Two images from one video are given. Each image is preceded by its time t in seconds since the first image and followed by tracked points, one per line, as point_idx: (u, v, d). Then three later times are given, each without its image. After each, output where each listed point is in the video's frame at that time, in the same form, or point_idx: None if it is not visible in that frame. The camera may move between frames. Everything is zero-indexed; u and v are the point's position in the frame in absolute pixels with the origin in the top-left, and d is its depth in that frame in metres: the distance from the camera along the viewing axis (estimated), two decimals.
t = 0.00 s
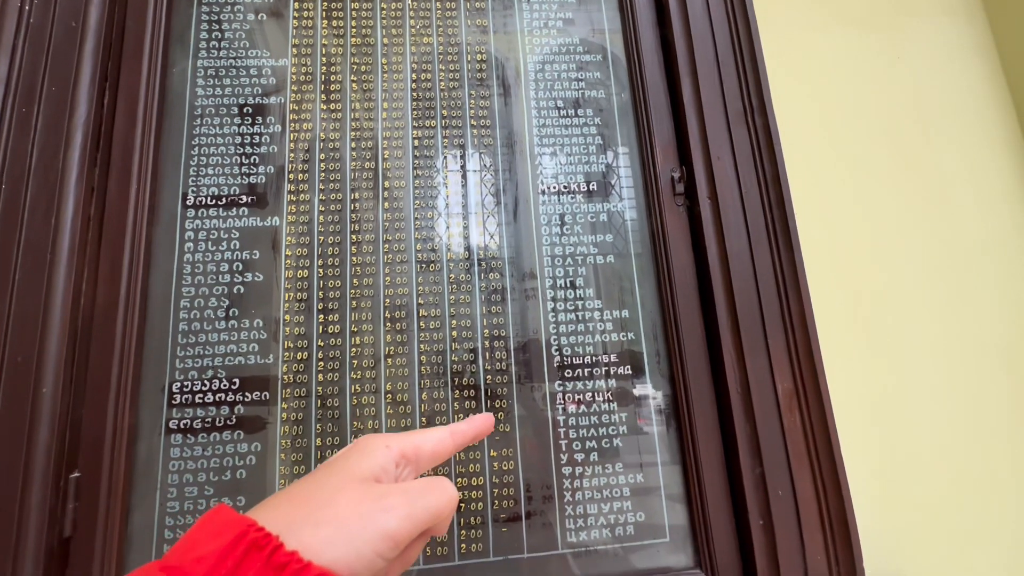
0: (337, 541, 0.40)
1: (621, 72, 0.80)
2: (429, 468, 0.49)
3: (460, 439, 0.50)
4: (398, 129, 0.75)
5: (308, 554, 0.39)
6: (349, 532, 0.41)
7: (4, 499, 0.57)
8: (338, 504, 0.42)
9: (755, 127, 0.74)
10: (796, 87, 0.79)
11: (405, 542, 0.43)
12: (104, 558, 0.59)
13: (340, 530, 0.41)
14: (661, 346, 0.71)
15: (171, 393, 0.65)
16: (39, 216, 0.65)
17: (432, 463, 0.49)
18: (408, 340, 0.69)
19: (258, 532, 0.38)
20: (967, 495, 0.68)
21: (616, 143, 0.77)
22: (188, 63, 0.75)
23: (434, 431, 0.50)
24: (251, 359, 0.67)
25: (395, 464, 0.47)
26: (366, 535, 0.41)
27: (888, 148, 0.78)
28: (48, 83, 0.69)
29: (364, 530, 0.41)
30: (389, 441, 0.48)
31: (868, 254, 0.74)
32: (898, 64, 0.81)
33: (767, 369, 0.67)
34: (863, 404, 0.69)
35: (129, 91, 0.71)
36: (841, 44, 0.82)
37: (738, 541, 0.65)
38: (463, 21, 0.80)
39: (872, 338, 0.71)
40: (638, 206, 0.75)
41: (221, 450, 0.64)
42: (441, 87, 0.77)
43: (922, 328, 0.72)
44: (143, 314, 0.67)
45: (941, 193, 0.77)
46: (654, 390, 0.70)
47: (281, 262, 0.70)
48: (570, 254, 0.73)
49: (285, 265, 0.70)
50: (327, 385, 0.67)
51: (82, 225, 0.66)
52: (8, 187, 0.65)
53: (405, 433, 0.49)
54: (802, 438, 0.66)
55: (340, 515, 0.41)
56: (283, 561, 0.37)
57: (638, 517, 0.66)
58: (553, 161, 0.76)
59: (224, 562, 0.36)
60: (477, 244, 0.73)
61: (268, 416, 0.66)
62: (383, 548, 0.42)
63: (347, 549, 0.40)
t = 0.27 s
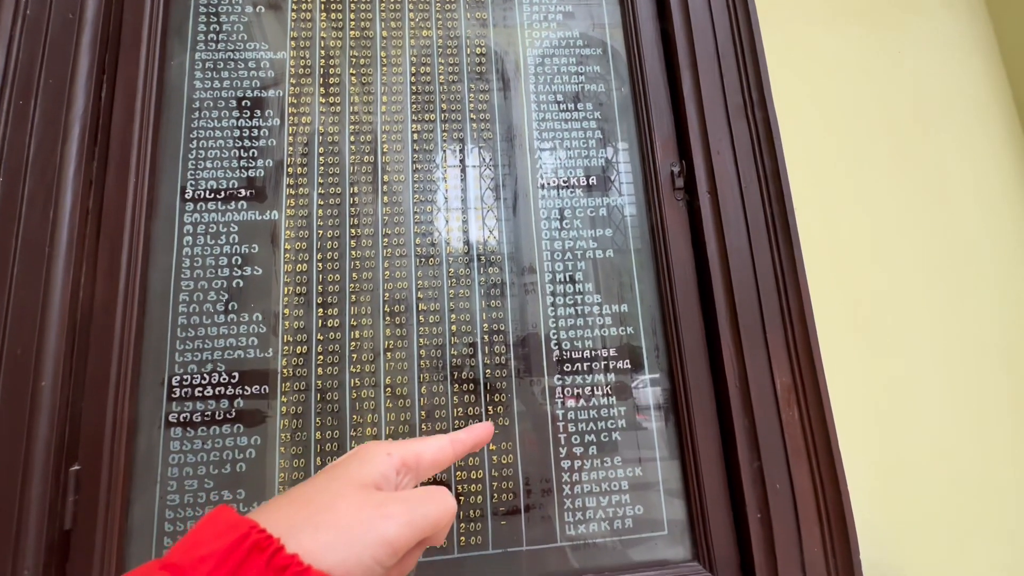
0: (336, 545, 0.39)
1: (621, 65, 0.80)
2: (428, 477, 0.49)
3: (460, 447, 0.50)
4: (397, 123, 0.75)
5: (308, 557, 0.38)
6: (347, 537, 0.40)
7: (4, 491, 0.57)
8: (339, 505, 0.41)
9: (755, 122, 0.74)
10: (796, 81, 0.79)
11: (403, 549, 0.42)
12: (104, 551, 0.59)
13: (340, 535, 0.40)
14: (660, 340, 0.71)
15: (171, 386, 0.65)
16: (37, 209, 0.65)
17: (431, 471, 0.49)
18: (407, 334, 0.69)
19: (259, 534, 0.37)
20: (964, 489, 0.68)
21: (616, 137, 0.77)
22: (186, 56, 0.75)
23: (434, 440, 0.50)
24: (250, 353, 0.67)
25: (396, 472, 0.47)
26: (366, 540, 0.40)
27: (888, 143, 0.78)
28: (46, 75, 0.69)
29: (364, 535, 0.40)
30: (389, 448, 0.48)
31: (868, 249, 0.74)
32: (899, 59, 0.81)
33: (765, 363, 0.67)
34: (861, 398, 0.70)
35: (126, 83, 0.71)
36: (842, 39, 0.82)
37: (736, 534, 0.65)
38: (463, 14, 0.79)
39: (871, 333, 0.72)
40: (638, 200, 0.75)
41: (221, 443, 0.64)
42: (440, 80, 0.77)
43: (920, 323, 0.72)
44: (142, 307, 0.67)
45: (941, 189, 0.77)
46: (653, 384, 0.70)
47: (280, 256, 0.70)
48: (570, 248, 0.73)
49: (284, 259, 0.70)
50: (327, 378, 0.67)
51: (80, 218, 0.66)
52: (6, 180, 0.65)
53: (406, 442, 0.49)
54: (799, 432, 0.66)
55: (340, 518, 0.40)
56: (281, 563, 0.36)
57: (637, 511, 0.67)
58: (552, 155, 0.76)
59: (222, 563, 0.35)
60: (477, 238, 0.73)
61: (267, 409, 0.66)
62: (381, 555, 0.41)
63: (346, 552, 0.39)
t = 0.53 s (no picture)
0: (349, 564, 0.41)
1: (620, 62, 0.80)
2: (434, 496, 0.51)
3: (466, 468, 0.52)
4: (396, 119, 0.75)
5: None
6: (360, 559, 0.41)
7: (7, 485, 0.58)
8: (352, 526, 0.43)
9: (754, 119, 0.74)
10: (795, 79, 0.79)
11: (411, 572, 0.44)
12: (105, 545, 0.59)
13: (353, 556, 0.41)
14: (658, 337, 0.72)
15: (171, 381, 0.65)
16: (37, 205, 0.65)
17: (438, 490, 0.51)
18: (406, 330, 0.69)
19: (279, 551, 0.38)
20: (959, 485, 0.68)
21: (615, 134, 0.77)
22: (185, 51, 0.75)
23: (443, 460, 0.51)
24: (250, 348, 0.67)
25: (405, 491, 0.48)
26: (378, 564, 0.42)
27: (887, 140, 0.78)
28: (45, 70, 0.68)
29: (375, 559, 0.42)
30: (400, 468, 0.49)
31: (866, 247, 0.74)
32: (898, 56, 0.81)
33: (762, 359, 0.68)
34: (858, 394, 0.70)
35: (125, 78, 0.71)
36: (841, 36, 0.82)
37: (732, 529, 0.66)
38: (463, 10, 0.79)
39: (868, 330, 0.72)
40: (637, 197, 0.76)
41: (221, 439, 0.65)
42: (440, 77, 0.77)
43: (917, 320, 0.73)
44: (142, 303, 0.67)
45: (939, 186, 0.77)
46: (651, 380, 0.70)
47: (280, 252, 0.70)
48: (569, 245, 0.74)
49: (283, 255, 0.70)
50: (327, 374, 0.67)
51: (80, 214, 0.66)
52: (6, 175, 0.65)
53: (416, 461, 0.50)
54: (796, 428, 0.66)
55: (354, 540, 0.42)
56: None
57: (634, 506, 0.67)
58: (552, 151, 0.76)
59: None
60: (476, 235, 0.73)
61: (267, 405, 0.66)
62: None
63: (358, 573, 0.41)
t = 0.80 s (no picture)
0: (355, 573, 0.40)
1: (619, 60, 0.80)
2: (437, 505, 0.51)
3: (468, 477, 0.52)
4: (396, 117, 0.75)
5: None
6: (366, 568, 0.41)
7: (8, 480, 0.58)
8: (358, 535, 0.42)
9: (752, 117, 0.75)
10: (793, 78, 0.79)
11: None
12: (106, 539, 0.60)
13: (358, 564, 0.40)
14: (655, 335, 0.72)
15: (171, 378, 0.66)
16: (37, 201, 0.65)
17: (441, 500, 0.51)
18: (405, 327, 0.70)
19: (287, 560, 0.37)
20: (954, 482, 0.69)
21: (614, 133, 0.77)
22: (185, 48, 0.75)
23: (446, 469, 0.51)
24: (250, 345, 0.67)
25: (411, 500, 0.48)
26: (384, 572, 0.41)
27: (884, 139, 0.78)
28: (44, 67, 0.69)
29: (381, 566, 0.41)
30: (405, 477, 0.49)
31: (862, 246, 0.75)
32: (896, 56, 0.82)
33: (759, 357, 0.68)
34: (854, 392, 0.71)
35: (125, 75, 0.71)
36: (840, 35, 0.82)
37: (728, 525, 0.66)
38: (462, 8, 0.80)
39: (864, 328, 0.72)
40: (635, 196, 0.76)
41: (220, 435, 0.65)
42: (439, 75, 0.77)
43: (913, 318, 0.73)
44: (143, 299, 0.67)
45: (936, 186, 0.77)
46: (648, 377, 0.71)
47: (279, 249, 0.70)
48: (567, 243, 0.74)
49: (283, 252, 0.70)
50: (326, 371, 0.68)
51: (80, 211, 0.66)
52: (6, 171, 0.65)
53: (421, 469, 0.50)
54: (792, 426, 0.67)
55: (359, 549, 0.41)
56: None
57: (631, 502, 0.68)
58: (550, 150, 0.76)
59: None
60: (475, 232, 0.73)
61: (267, 401, 0.66)
62: None
63: None
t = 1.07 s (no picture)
0: None
1: (620, 58, 0.80)
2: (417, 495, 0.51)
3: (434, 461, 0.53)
4: (396, 114, 0.75)
5: None
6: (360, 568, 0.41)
7: (8, 476, 0.58)
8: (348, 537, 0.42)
9: (752, 115, 0.75)
10: (794, 76, 0.79)
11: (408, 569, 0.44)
12: (106, 535, 0.60)
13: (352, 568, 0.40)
14: (655, 333, 0.72)
15: (171, 374, 0.66)
16: (36, 197, 0.65)
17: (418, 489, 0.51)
18: (405, 324, 0.70)
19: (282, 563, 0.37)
20: (952, 480, 0.69)
21: (614, 131, 0.77)
22: (184, 45, 0.75)
23: (417, 457, 0.52)
24: (250, 342, 0.67)
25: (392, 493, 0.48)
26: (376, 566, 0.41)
27: (885, 138, 0.78)
28: (44, 63, 0.68)
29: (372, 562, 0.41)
30: (388, 473, 0.49)
31: (863, 245, 0.75)
32: (896, 55, 0.81)
33: (759, 356, 0.68)
34: (853, 391, 0.71)
35: (124, 71, 0.71)
36: (840, 33, 0.82)
37: (727, 523, 0.66)
38: (462, 5, 0.79)
39: (864, 327, 0.72)
40: (635, 194, 0.76)
41: (220, 431, 0.65)
42: (439, 72, 0.77)
43: (913, 318, 0.73)
44: (142, 296, 0.67)
45: (936, 185, 0.77)
46: (648, 376, 0.71)
47: (279, 247, 0.70)
48: (567, 241, 0.74)
49: (283, 249, 0.70)
50: (325, 368, 0.68)
51: (79, 207, 0.66)
52: (5, 167, 0.65)
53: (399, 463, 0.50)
54: (791, 424, 0.67)
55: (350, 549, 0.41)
56: None
57: (631, 500, 0.68)
58: (550, 148, 0.76)
59: None
60: (475, 230, 0.73)
61: (266, 398, 0.66)
62: None
63: None
